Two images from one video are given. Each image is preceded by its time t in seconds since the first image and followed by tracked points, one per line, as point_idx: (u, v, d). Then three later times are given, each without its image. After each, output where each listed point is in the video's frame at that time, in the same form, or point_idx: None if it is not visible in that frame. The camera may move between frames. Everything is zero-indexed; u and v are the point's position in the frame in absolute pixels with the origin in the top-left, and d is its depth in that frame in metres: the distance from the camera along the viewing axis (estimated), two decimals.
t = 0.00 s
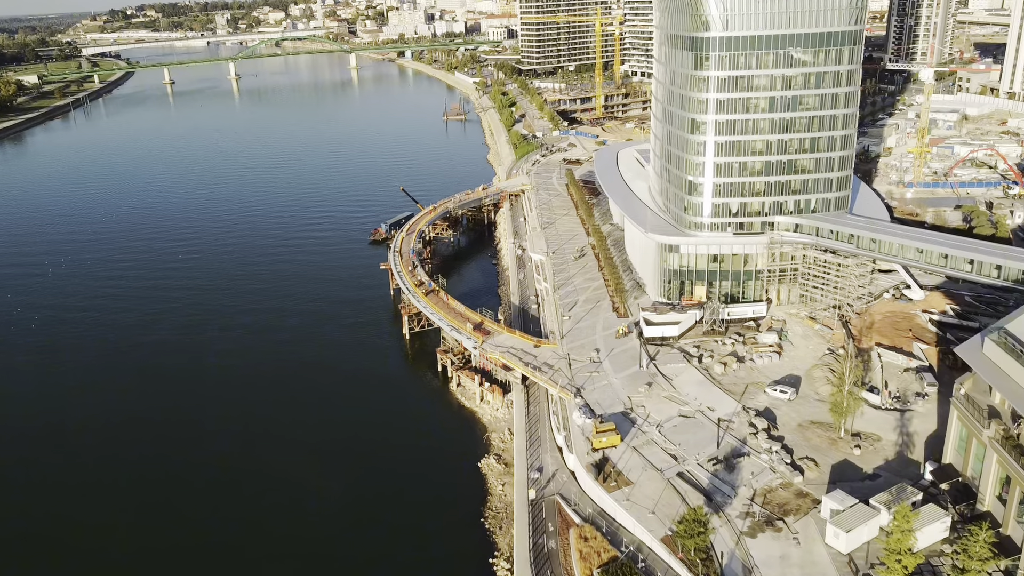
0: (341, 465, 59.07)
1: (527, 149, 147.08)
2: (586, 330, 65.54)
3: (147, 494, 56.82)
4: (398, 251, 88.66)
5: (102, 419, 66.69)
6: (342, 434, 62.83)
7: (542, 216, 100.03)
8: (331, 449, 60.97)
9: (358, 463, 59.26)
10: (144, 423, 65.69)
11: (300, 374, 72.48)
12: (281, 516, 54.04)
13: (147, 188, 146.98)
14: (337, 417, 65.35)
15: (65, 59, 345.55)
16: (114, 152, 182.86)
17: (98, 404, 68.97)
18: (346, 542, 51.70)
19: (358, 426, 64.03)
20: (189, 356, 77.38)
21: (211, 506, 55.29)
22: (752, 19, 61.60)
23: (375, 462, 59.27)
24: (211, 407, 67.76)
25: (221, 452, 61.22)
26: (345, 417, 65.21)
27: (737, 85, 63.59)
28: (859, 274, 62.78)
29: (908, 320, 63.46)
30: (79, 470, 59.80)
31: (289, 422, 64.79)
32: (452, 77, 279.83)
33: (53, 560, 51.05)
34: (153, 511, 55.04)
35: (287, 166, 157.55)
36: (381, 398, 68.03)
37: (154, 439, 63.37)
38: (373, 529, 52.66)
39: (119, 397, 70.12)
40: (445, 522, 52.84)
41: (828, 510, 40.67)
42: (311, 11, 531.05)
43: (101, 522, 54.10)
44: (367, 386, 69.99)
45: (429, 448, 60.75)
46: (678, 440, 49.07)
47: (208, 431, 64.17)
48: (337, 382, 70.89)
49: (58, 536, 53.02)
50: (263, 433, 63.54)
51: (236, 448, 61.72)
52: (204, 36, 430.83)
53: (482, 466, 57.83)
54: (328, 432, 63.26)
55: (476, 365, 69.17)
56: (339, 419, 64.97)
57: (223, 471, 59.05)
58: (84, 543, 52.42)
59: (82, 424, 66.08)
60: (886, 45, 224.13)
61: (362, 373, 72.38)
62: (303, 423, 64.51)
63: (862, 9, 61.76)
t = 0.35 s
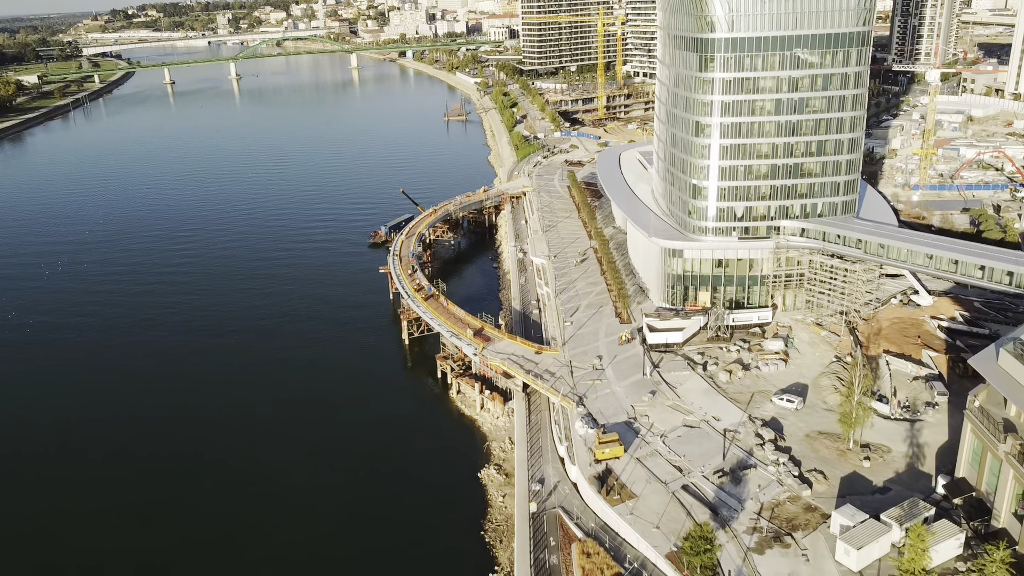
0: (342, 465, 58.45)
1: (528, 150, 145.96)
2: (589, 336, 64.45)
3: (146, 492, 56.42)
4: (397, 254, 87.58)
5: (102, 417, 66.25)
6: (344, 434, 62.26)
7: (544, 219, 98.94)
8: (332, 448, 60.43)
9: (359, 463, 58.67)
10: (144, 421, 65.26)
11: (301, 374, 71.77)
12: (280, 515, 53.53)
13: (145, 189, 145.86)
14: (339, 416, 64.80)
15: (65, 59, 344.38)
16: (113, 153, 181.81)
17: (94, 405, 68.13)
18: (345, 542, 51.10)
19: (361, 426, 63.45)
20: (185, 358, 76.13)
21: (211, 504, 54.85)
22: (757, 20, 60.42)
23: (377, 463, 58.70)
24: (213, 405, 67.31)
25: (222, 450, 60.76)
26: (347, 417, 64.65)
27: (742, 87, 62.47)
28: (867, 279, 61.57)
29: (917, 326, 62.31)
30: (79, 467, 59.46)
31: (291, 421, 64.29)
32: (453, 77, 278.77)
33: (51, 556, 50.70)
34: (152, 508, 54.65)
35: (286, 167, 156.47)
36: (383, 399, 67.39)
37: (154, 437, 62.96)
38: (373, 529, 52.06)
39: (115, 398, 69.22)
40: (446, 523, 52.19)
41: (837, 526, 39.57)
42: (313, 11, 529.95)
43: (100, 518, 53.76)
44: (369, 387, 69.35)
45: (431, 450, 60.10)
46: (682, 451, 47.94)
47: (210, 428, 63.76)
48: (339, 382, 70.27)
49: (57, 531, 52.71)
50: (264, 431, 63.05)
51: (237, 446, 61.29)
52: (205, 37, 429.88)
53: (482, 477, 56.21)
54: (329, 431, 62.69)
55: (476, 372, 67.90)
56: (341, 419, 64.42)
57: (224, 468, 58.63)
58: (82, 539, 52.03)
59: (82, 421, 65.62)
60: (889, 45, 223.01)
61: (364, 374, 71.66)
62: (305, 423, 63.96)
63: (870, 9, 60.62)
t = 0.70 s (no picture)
0: (336, 466, 57.97)
1: (519, 151, 145.08)
2: (581, 341, 63.55)
3: (138, 492, 55.93)
4: (387, 258, 86.52)
5: (92, 416, 65.57)
6: (339, 434, 61.81)
7: (535, 221, 98.10)
8: (325, 448, 59.91)
9: (354, 464, 58.18)
10: (135, 421, 64.63)
11: (293, 375, 71.05)
12: (274, 515, 53.13)
13: (132, 190, 143.98)
14: (333, 416, 64.30)
15: (51, 59, 340.84)
16: (99, 154, 179.76)
17: (81, 407, 67.15)
18: (339, 543, 50.67)
19: (355, 426, 62.98)
20: (171, 362, 74.72)
21: (205, 504, 54.47)
22: (751, 20, 59.68)
23: (372, 463, 58.22)
24: (205, 404, 66.80)
25: (216, 450, 60.29)
26: (341, 417, 64.16)
27: (735, 87, 61.80)
28: (861, 282, 60.91)
29: (911, 329, 61.71)
30: (70, 466, 58.93)
31: (285, 421, 63.84)
32: (443, 77, 277.48)
33: (43, 555, 50.28)
34: (144, 508, 54.26)
35: (275, 168, 154.91)
36: (377, 400, 66.86)
37: (147, 436, 62.48)
38: (367, 530, 51.63)
39: (100, 402, 67.95)
40: (441, 523, 51.79)
41: (835, 535, 38.87)
42: (302, 11, 527.12)
43: (92, 518, 53.31)
44: (363, 387, 68.78)
45: (425, 450, 59.62)
46: (676, 459, 47.13)
47: (203, 428, 63.21)
48: (333, 382, 69.75)
49: (47, 532, 52.24)
50: (258, 430, 62.63)
51: (231, 445, 60.86)
52: (193, 37, 426.76)
53: (474, 486, 54.94)
54: (324, 431, 62.24)
55: (466, 378, 66.77)
56: (336, 419, 63.92)
57: (217, 468, 58.17)
58: (74, 539, 51.60)
59: (71, 421, 64.97)
60: (878, 45, 223.37)
61: (357, 374, 70.99)
62: (299, 423, 63.47)
63: (864, 9, 60.02)
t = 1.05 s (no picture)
0: (318, 470, 57.22)
1: (498, 151, 144.36)
2: (562, 343, 62.98)
3: (115, 497, 54.94)
4: (365, 261, 85.44)
5: (66, 420, 64.42)
6: (321, 438, 61.02)
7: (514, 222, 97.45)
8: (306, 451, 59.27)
9: (336, 468, 57.41)
10: (111, 425, 63.60)
11: (273, 378, 70.06)
12: (254, 521, 52.34)
13: (104, 193, 141.30)
14: (315, 420, 63.52)
15: (22, 60, 334.77)
16: (71, 157, 176.49)
17: (54, 411, 65.84)
18: (320, 548, 49.93)
19: (338, 429, 62.23)
20: (144, 367, 73.11)
21: (183, 506, 53.88)
22: (730, 20, 59.43)
23: (354, 467, 57.49)
24: (184, 407, 65.81)
25: (196, 454, 59.40)
26: (323, 421, 63.36)
27: (714, 87, 61.54)
28: (841, 282, 60.84)
29: (892, 328, 61.80)
30: (45, 471, 57.84)
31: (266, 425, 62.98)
32: (421, 78, 275.98)
33: (17, 563, 49.28)
34: (120, 513, 53.33)
35: (251, 170, 152.89)
36: (360, 403, 66.08)
37: (124, 440, 61.52)
38: (348, 534, 50.93)
39: (73, 407, 66.56)
40: (424, 527, 51.15)
41: (820, 539, 38.54)
42: (278, 11, 522.57)
43: (67, 524, 52.30)
44: (346, 390, 67.97)
45: (408, 453, 58.93)
46: (660, 462, 46.68)
47: (182, 432, 62.28)
48: (315, 385, 68.85)
49: (23, 533, 51.63)
50: (238, 434, 61.79)
51: (210, 450, 59.97)
52: (167, 37, 421.23)
53: (455, 493, 53.79)
54: (305, 434, 61.45)
55: (446, 383, 65.71)
56: (318, 423, 63.12)
57: (196, 472, 57.32)
58: (47, 546, 50.61)
59: (45, 425, 63.80)
60: (853, 44, 225.21)
61: (338, 378, 70.10)
62: (280, 426, 62.64)
63: (842, 9, 60.03)
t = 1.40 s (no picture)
0: (293, 472, 56.64)
1: (473, 151, 143.77)
2: (539, 345, 62.57)
3: (83, 501, 54.01)
4: (339, 264, 84.44)
5: (33, 425, 63.15)
6: (295, 439, 60.42)
7: (490, 222, 96.99)
8: (280, 453, 58.74)
9: (311, 470, 56.85)
10: (80, 429, 62.50)
11: (246, 381, 69.14)
12: (227, 524, 51.68)
13: (71, 195, 138.39)
14: (289, 421, 62.85)
15: None
16: (37, 159, 172.88)
17: (20, 417, 64.40)
18: (295, 549, 49.43)
19: (312, 430, 61.72)
20: (114, 372, 71.47)
21: (153, 509, 53.17)
22: (703, 20, 59.48)
23: (329, 468, 56.98)
24: (155, 411, 64.83)
25: (165, 458, 58.59)
26: (297, 422, 62.72)
27: (689, 87, 61.51)
28: (816, 280, 61.07)
29: (866, 326, 62.19)
30: (10, 478, 56.67)
31: (239, 427, 62.26)
32: (395, 78, 274.44)
33: None
34: (89, 519, 52.44)
35: (223, 171, 150.69)
36: (334, 404, 65.47)
37: (93, 444, 60.50)
38: (323, 536, 50.42)
39: (40, 412, 65.12)
40: (400, 527, 50.77)
41: (799, 538, 38.51)
42: (249, 12, 516.72)
43: (32, 532, 51.28)
44: (320, 392, 67.32)
45: (384, 454, 58.51)
46: (639, 464, 46.43)
47: (152, 435, 61.39)
48: (289, 387, 68.12)
49: None
50: (211, 437, 61.05)
51: (181, 453, 59.14)
52: (136, 37, 414.70)
53: (432, 498, 52.95)
54: (280, 436, 60.82)
55: (423, 386, 64.41)
56: (292, 424, 62.48)
57: (168, 476, 56.52)
58: (14, 555, 49.62)
59: (11, 431, 62.50)
60: (824, 43, 227.54)
61: (313, 379, 69.38)
62: (253, 429, 61.92)
63: (814, 8, 60.33)
